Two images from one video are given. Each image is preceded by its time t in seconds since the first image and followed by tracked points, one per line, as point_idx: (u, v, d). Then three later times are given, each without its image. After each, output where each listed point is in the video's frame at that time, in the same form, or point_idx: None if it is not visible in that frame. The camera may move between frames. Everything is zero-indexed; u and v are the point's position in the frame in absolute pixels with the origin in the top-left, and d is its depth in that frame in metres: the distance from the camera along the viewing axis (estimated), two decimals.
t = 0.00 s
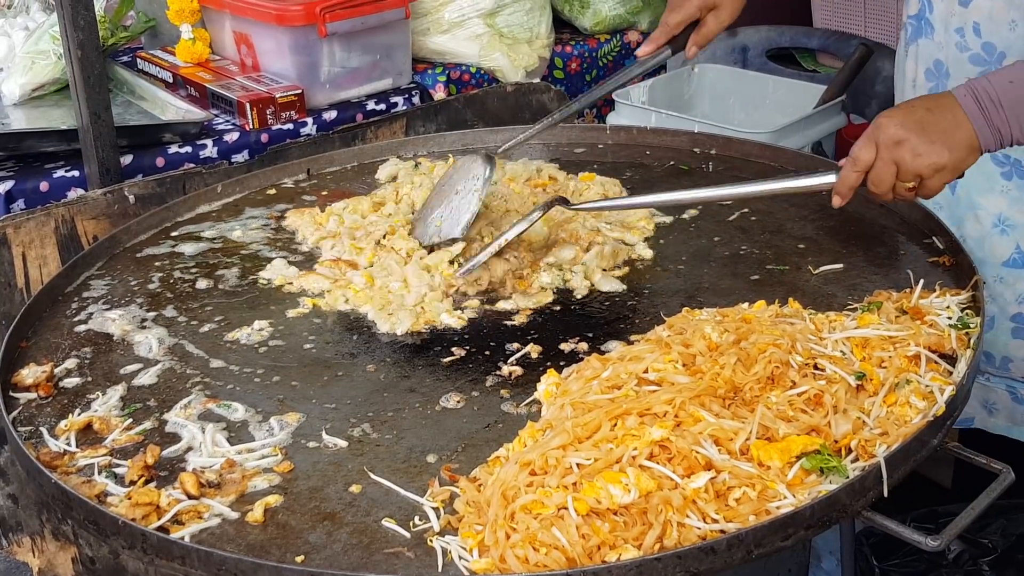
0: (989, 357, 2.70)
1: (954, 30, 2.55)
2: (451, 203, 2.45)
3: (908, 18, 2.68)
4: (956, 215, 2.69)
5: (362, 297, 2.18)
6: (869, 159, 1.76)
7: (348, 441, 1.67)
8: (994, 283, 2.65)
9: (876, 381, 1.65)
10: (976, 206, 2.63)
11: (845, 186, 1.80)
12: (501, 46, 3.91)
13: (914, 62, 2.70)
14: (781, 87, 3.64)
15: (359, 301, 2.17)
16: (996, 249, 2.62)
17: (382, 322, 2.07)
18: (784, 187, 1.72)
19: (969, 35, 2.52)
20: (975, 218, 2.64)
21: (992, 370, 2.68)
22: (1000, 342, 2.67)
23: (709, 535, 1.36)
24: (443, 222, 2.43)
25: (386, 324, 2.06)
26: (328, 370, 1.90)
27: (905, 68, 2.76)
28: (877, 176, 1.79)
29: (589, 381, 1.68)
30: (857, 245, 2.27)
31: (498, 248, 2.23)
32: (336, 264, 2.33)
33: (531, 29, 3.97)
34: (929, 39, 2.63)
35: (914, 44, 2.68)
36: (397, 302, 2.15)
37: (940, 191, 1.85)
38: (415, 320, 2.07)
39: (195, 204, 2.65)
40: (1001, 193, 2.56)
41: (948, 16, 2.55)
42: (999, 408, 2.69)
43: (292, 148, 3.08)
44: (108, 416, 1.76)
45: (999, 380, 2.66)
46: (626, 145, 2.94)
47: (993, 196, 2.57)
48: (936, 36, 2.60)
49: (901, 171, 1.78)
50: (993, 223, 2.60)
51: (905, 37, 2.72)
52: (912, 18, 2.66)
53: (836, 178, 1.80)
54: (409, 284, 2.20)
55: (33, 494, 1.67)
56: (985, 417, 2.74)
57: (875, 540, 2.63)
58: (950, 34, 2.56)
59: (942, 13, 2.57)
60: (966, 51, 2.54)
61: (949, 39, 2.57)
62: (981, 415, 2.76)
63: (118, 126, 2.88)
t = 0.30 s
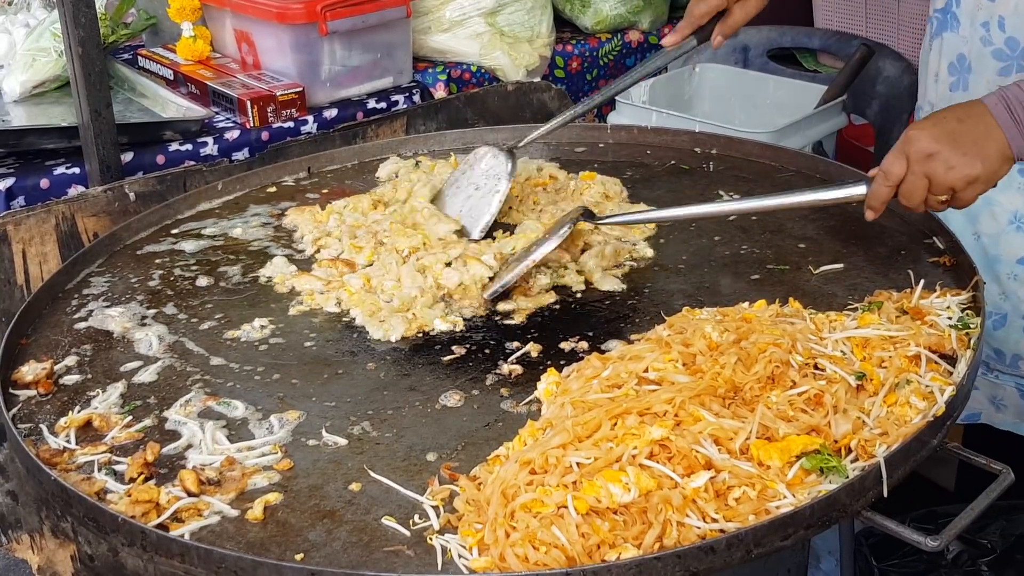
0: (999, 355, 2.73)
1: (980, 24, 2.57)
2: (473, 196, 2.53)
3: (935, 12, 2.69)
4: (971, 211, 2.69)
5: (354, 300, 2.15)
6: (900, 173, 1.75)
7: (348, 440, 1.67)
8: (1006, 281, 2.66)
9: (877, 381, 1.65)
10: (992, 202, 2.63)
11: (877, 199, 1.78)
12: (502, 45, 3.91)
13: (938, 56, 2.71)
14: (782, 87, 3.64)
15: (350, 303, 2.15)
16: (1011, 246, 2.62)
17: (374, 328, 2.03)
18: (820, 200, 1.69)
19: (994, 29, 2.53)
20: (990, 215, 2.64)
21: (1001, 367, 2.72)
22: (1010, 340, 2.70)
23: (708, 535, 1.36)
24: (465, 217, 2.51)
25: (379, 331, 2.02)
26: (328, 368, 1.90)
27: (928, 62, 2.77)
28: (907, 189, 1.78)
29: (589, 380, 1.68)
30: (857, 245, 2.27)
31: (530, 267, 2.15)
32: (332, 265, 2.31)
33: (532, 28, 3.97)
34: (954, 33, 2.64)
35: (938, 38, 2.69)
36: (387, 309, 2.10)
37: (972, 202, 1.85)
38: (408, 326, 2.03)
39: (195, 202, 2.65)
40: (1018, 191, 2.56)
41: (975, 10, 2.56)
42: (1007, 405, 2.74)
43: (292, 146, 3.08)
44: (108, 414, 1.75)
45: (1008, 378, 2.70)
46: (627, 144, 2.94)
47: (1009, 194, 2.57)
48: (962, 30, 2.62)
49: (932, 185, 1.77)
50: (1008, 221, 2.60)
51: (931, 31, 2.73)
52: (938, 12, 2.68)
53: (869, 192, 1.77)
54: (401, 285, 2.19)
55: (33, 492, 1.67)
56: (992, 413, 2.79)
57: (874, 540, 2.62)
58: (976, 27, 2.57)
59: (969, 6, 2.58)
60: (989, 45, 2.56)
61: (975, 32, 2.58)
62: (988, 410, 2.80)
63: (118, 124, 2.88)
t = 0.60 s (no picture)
0: (1004, 358, 2.76)
1: (998, 21, 2.59)
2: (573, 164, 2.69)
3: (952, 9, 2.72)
4: (981, 211, 2.69)
5: (342, 305, 2.13)
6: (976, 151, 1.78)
7: (345, 440, 1.67)
8: (1014, 282, 2.66)
9: (873, 382, 1.65)
10: (1005, 203, 2.62)
11: (949, 177, 1.77)
12: (499, 46, 3.92)
13: (955, 54, 2.74)
14: (780, 87, 3.66)
15: (339, 308, 2.13)
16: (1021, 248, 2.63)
17: (367, 333, 2.01)
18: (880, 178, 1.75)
19: (1012, 26, 2.55)
20: (1002, 215, 2.64)
21: (1007, 371, 2.75)
22: (1016, 343, 2.71)
23: (705, 535, 1.36)
24: (566, 184, 2.67)
25: (372, 336, 2.00)
26: (326, 369, 1.90)
27: (945, 61, 2.79)
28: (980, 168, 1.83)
29: (586, 381, 1.68)
30: (853, 246, 2.27)
31: (604, 244, 2.21)
32: (321, 268, 2.29)
33: (529, 29, 3.98)
34: (972, 30, 2.67)
35: (956, 34, 2.71)
36: (378, 314, 2.09)
37: None
38: (401, 330, 2.02)
39: (192, 202, 2.64)
40: None
41: (993, 7, 2.59)
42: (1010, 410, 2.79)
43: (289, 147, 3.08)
44: (105, 415, 1.75)
45: (1013, 382, 2.75)
46: (625, 145, 2.95)
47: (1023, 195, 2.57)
48: (979, 27, 2.64)
49: (1004, 163, 1.82)
50: (1020, 222, 2.61)
51: (949, 28, 2.75)
52: (956, 9, 2.70)
53: (940, 169, 1.76)
54: (383, 289, 2.18)
55: (29, 492, 1.67)
56: (995, 418, 2.83)
57: (871, 541, 2.63)
58: (994, 25, 2.60)
59: (987, 4, 2.60)
60: (1007, 43, 2.58)
61: (992, 30, 2.60)
62: (991, 416, 2.85)
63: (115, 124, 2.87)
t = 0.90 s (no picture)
0: (1009, 364, 2.76)
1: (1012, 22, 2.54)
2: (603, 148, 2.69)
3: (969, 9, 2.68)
4: (994, 214, 2.69)
5: (335, 308, 2.13)
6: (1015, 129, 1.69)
7: (340, 443, 1.67)
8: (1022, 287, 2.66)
9: (868, 385, 1.65)
10: (1014, 206, 2.62)
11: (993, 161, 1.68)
12: (494, 49, 3.92)
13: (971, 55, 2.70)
14: (773, 90, 3.67)
15: (331, 311, 2.12)
16: None
17: (361, 335, 2.01)
18: (951, 158, 1.25)
19: None
20: (1011, 218, 2.64)
21: (1013, 378, 2.76)
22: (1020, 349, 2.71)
23: (701, 538, 1.36)
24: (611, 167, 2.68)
25: (367, 338, 2.00)
26: (321, 371, 1.90)
27: (960, 60, 2.76)
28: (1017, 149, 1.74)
29: (581, 383, 1.68)
30: (848, 248, 2.28)
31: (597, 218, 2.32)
32: (313, 270, 2.29)
33: (524, 31, 3.99)
34: (986, 30, 2.63)
35: (971, 34, 2.68)
36: (372, 316, 2.09)
37: None
38: (396, 333, 2.01)
39: (187, 204, 2.64)
40: None
41: (1007, 8, 2.54)
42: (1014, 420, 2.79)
43: (284, 149, 3.08)
44: (99, 417, 1.75)
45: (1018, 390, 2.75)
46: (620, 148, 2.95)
47: None
48: (993, 27, 2.60)
49: None
50: None
51: (965, 28, 2.72)
52: (972, 9, 2.67)
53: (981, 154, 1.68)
54: (371, 293, 2.18)
55: (24, 495, 1.67)
56: (1000, 428, 2.84)
57: (866, 544, 2.63)
58: (1007, 26, 2.55)
59: (1000, 5, 2.56)
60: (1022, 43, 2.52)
61: (1005, 31, 2.56)
62: (996, 425, 2.86)
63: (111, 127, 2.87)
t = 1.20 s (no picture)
0: None
1: None
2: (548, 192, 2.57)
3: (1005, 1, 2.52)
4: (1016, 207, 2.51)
5: (333, 312, 2.13)
6: (967, 167, 1.77)
7: (339, 446, 1.67)
8: None
9: (868, 387, 1.65)
10: None
11: (942, 193, 1.77)
12: (493, 52, 3.93)
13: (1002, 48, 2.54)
14: (771, 92, 3.69)
15: (330, 315, 2.12)
16: None
17: (360, 339, 2.01)
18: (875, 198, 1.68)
19: None
20: None
21: None
22: None
23: (701, 541, 1.36)
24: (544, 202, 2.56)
25: (366, 342, 2.00)
26: (321, 375, 1.90)
27: (993, 56, 2.60)
28: (973, 185, 1.81)
29: (580, 386, 1.68)
30: (847, 250, 2.28)
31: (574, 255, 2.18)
32: (312, 274, 2.29)
33: (523, 34, 3.99)
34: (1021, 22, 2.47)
35: (1004, 28, 2.52)
36: (371, 320, 2.08)
37: None
38: (395, 336, 2.01)
39: (187, 208, 2.64)
40: None
41: None
42: None
43: (283, 153, 3.08)
44: (99, 421, 1.75)
45: None
46: (618, 150, 2.95)
47: None
48: None
49: (997, 182, 1.80)
50: None
51: (999, 22, 2.55)
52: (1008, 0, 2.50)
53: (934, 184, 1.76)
54: (371, 296, 2.18)
55: (24, 500, 1.66)
56: (1010, 427, 2.72)
57: (867, 546, 2.62)
58: None
59: None
60: None
61: None
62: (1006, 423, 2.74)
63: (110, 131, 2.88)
